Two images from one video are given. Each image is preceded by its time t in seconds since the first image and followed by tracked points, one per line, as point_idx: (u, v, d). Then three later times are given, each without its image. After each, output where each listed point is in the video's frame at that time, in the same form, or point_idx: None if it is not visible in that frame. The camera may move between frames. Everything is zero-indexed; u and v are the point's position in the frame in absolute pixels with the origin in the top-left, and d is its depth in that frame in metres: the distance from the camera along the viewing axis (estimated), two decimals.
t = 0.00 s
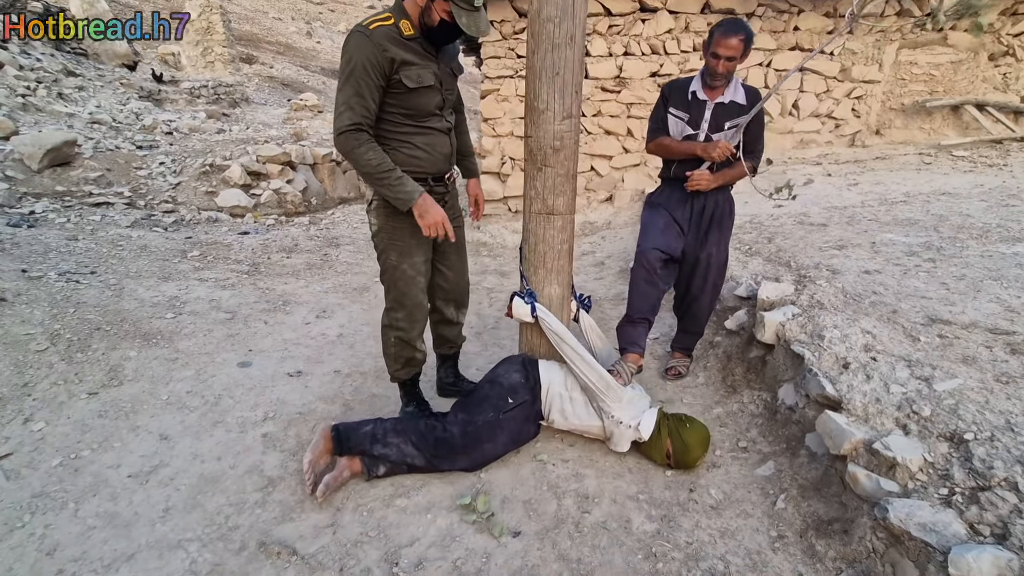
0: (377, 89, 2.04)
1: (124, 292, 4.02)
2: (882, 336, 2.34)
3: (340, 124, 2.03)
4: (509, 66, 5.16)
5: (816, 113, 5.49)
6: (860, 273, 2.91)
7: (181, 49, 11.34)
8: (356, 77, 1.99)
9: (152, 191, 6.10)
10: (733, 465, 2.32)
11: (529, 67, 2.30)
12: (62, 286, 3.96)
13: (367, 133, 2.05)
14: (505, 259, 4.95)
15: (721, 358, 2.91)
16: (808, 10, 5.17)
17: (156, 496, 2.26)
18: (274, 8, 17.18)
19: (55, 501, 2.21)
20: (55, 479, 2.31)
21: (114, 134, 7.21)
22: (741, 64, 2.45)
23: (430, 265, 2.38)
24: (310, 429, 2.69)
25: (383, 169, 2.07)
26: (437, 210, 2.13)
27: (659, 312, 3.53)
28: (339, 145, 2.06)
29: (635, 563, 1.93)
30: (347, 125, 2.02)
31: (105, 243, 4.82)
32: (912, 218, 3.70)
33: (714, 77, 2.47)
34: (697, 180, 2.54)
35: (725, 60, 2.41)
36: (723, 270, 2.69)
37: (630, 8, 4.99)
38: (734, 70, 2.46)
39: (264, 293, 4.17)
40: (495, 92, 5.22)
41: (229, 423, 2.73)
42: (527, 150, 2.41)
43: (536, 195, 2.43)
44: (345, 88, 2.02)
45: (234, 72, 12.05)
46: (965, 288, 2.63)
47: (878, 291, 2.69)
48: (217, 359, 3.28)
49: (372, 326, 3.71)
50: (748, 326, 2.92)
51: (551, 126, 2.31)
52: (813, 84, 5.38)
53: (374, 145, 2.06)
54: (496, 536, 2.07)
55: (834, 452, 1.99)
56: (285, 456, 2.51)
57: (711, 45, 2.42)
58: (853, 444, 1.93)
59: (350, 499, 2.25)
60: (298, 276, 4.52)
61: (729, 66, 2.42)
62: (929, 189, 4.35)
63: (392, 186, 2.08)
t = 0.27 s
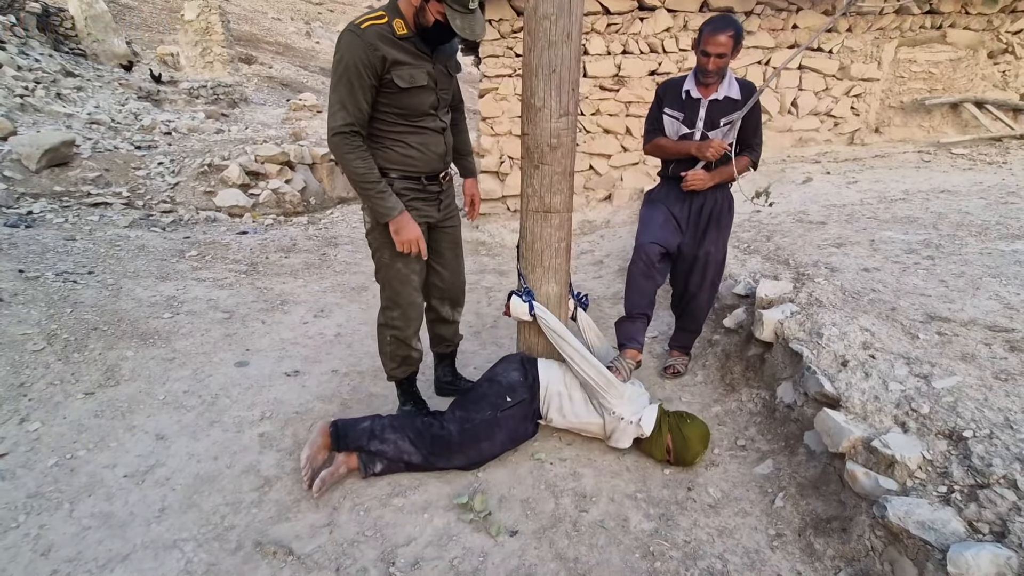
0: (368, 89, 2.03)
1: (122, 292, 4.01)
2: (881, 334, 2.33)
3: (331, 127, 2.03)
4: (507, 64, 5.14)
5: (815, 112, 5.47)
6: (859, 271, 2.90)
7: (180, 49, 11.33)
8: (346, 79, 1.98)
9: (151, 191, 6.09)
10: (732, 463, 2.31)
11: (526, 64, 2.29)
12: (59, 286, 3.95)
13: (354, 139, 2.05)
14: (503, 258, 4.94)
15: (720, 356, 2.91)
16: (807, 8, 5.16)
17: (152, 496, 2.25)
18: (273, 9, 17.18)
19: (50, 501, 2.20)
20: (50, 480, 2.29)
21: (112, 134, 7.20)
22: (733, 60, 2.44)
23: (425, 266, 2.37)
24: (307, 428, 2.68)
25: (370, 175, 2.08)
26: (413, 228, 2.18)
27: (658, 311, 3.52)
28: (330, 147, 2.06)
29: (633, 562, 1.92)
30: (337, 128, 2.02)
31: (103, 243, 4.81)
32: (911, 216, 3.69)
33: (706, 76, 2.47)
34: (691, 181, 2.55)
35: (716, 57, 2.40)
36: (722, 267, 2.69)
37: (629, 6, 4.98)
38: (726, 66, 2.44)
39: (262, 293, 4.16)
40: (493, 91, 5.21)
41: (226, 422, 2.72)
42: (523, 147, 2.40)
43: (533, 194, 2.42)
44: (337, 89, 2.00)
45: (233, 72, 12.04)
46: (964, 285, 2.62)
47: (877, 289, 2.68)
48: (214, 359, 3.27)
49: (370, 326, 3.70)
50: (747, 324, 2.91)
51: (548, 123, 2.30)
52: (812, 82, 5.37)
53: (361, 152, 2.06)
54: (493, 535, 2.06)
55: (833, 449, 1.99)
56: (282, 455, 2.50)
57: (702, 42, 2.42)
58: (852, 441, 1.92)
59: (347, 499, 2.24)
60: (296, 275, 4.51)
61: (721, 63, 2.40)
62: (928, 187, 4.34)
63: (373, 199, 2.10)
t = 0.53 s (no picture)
0: (360, 88, 2.02)
1: (120, 292, 4.00)
2: (880, 331, 2.32)
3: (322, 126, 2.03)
4: (506, 63, 5.13)
5: (814, 110, 5.46)
6: (858, 269, 2.89)
7: (179, 49, 11.32)
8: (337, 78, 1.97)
9: (149, 190, 6.08)
10: (730, 462, 2.30)
11: (523, 61, 2.28)
12: (56, 285, 3.94)
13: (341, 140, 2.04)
14: (502, 257, 4.93)
15: (719, 355, 2.90)
16: (806, 6, 5.16)
17: (148, 496, 2.24)
18: (272, 9, 17.15)
19: (45, 501, 2.18)
20: (45, 479, 2.28)
21: (111, 134, 7.19)
22: (729, 56, 2.42)
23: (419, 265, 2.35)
24: (304, 427, 2.67)
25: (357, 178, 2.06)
26: (385, 240, 2.14)
27: (657, 309, 3.51)
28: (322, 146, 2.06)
29: (630, 561, 1.91)
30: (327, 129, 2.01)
31: (101, 243, 4.79)
32: (911, 214, 3.69)
33: (703, 74, 2.45)
34: (689, 177, 2.55)
35: (712, 55, 2.39)
36: (723, 265, 2.67)
37: (628, 5, 4.97)
38: (722, 63, 2.42)
39: (260, 292, 4.14)
40: (492, 90, 5.20)
41: (223, 421, 2.70)
42: (521, 145, 2.39)
43: (531, 192, 2.41)
44: (328, 88, 2.00)
45: (232, 72, 12.02)
46: (964, 283, 2.62)
47: (876, 287, 2.67)
48: (212, 358, 3.26)
49: (368, 325, 3.69)
50: (746, 322, 2.90)
51: (546, 121, 2.29)
52: (812, 81, 5.36)
53: (346, 155, 2.05)
54: (490, 534, 2.05)
55: (832, 448, 1.97)
56: (279, 454, 2.49)
57: (698, 40, 2.41)
58: (851, 440, 1.91)
59: (344, 498, 2.23)
60: (295, 274, 4.50)
61: (717, 61, 2.39)
62: (928, 185, 4.33)
63: (351, 207, 2.09)
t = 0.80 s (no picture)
0: (357, 92, 2.02)
1: (117, 292, 3.99)
2: (880, 333, 2.31)
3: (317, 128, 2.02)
4: (505, 63, 5.12)
5: (814, 110, 5.44)
6: (858, 270, 2.88)
7: (179, 49, 11.31)
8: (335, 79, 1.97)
9: (147, 191, 6.06)
10: (729, 464, 2.29)
11: (521, 61, 2.27)
12: (54, 286, 3.93)
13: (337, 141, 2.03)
14: (501, 258, 4.92)
15: (719, 356, 2.89)
16: (806, 6, 5.14)
17: (144, 498, 2.23)
18: (272, 9, 17.15)
19: (40, 504, 2.17)
20: (40, 482, 2.27)
21: (109, 134, 7.18)
22: (729, 56, 2.41)
23: (417, 266, 2.35)
24: (302, 429, 2.66)
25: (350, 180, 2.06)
26: (383, 241, 2.12)
27: (656, 310, 3.49)
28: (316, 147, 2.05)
29: (628, 564, 1.90)
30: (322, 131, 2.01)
31: (99, 243, 4.78)
32: (911, 214, 3.67)
33: (703, 73, 2.44)
34: (686, 175, 2.54)
35: (713, 54, 2.38)
36: (722, 267, 2.64)
37: (627, 5, 4.96)
38: (723, 62, 2.41)
39: (258, 292, 4.13)
40: (491, 90, 5.19)
41: (220, 423, 2.69)
42: (519, 146, 2.38)
43: (529, 192, 2.39)
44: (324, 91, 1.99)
45: (232, 72, 12.00)
46: (965, 284, 2.60)
47: (876, 288, 2.66)
48: (209, 359, 3.25)
49: (366, 325, 3.68)
50: (746, 324, 2.88)
51: (544, 121, 2.28)
52: (812, 81, 5.34)
53: (341, 157, 2.03)
54: (488, 537, 2.03)
55: (831, 450, 1.96)
56: (276, 456, 2.48)
57: (698, 39, 2.40)
58: (851, 442, 1.90)
59: (341, 500, 2.21)
60: (293, 275, 4.48)
61: (717, 60, 2.38)
62: (928, 185, 4.32)
63: (346, 209, 2.08)
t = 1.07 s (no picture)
0: (373, 131, 2.06)
1: (116, 295, 3.98)
2: (881, 338, 2.30)
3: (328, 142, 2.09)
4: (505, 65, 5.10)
5: (814, 112, 5.44)
6: (859, 274, 2.87)
7: (178, 49, 11.29)
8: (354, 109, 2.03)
9: (147, 192, 6.05)
10: (730, 470, 2.28)
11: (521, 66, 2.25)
12: (52, 289, 3.91)
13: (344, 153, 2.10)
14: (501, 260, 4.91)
15: (719, 360, 2.88)
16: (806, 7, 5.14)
17: (142, 505, 2.22)
18: (271, 8, 17.13)
19: (38, 510, 2.16)
20: (38, 489, 2.26)
21: (108, 134, 7.16)
22: (732, 57, 2.40)
23: (412, 267, 2.34)
24: (301, 434, 2.65)
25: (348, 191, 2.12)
26: (389, 236, 2.12)
27: (656, 313, 3.48)
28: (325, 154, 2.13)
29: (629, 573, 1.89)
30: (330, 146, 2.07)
31: (98, 245, 4.77)
32: (911, 217, 3.66)
33: (706, 75, 2.43)
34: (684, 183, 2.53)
35: (715, 56, 2.37)
36: (722, 270, 2.63)
37: (627, 6, 4.94)
38: (725, 64, 2.41)
39: (257, 295, 4.12)
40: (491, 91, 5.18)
41: (219, 428, 2.68)
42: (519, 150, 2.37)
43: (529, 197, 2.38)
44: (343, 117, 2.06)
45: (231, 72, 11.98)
46: (966, 289, 2.60)
47: (877, 292, 2.65)
48: (208, 363, 3.24)
49: (366, 328, 3.67)
50: (746, 328, 2.87)
51: (544, 125, 2.26)
52: (812, 82, 5.34)
53: (346, 166, 2.09)
54: (488, 545, 2.02)
55: (832, 457, 1.95)
56: (275, 462, 2.47)
57: (700, 40, 2.39)
58: (852, 450, 1.89)
59: (340, 507, 2.21)
60: (293, 277, 4.48)
61: (720, 62, 2.37)
62: (929, 188, 4.31)
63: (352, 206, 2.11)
